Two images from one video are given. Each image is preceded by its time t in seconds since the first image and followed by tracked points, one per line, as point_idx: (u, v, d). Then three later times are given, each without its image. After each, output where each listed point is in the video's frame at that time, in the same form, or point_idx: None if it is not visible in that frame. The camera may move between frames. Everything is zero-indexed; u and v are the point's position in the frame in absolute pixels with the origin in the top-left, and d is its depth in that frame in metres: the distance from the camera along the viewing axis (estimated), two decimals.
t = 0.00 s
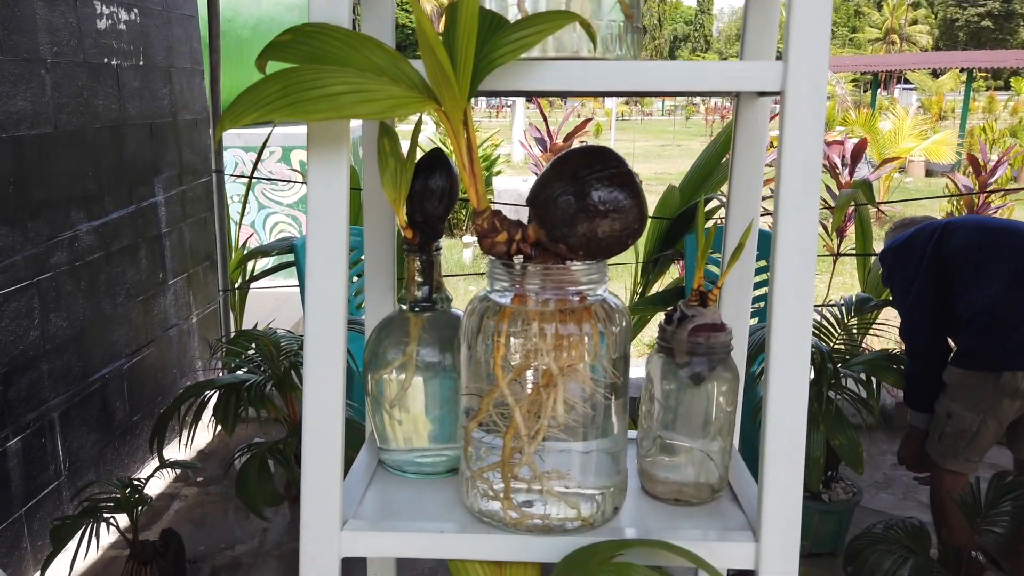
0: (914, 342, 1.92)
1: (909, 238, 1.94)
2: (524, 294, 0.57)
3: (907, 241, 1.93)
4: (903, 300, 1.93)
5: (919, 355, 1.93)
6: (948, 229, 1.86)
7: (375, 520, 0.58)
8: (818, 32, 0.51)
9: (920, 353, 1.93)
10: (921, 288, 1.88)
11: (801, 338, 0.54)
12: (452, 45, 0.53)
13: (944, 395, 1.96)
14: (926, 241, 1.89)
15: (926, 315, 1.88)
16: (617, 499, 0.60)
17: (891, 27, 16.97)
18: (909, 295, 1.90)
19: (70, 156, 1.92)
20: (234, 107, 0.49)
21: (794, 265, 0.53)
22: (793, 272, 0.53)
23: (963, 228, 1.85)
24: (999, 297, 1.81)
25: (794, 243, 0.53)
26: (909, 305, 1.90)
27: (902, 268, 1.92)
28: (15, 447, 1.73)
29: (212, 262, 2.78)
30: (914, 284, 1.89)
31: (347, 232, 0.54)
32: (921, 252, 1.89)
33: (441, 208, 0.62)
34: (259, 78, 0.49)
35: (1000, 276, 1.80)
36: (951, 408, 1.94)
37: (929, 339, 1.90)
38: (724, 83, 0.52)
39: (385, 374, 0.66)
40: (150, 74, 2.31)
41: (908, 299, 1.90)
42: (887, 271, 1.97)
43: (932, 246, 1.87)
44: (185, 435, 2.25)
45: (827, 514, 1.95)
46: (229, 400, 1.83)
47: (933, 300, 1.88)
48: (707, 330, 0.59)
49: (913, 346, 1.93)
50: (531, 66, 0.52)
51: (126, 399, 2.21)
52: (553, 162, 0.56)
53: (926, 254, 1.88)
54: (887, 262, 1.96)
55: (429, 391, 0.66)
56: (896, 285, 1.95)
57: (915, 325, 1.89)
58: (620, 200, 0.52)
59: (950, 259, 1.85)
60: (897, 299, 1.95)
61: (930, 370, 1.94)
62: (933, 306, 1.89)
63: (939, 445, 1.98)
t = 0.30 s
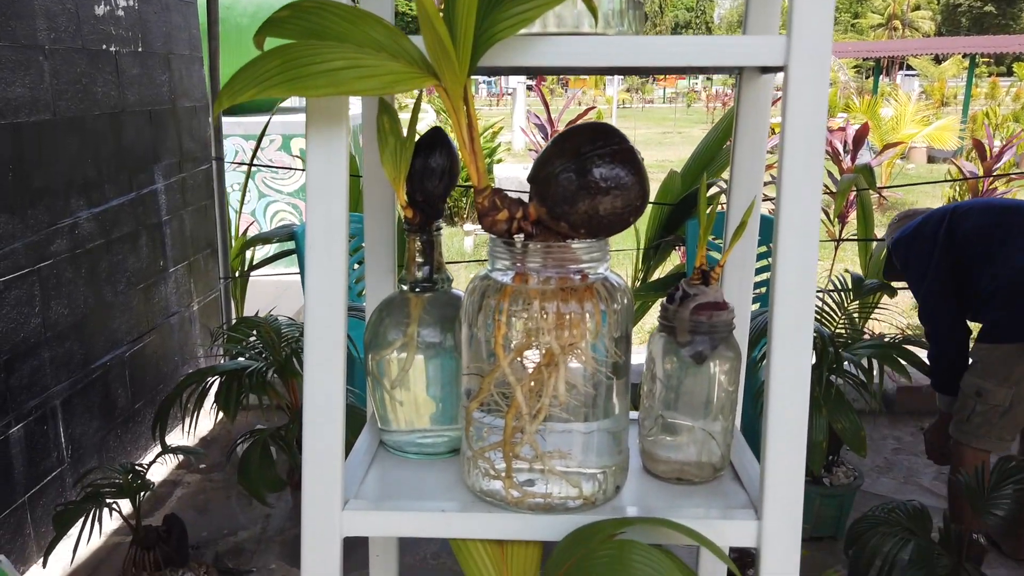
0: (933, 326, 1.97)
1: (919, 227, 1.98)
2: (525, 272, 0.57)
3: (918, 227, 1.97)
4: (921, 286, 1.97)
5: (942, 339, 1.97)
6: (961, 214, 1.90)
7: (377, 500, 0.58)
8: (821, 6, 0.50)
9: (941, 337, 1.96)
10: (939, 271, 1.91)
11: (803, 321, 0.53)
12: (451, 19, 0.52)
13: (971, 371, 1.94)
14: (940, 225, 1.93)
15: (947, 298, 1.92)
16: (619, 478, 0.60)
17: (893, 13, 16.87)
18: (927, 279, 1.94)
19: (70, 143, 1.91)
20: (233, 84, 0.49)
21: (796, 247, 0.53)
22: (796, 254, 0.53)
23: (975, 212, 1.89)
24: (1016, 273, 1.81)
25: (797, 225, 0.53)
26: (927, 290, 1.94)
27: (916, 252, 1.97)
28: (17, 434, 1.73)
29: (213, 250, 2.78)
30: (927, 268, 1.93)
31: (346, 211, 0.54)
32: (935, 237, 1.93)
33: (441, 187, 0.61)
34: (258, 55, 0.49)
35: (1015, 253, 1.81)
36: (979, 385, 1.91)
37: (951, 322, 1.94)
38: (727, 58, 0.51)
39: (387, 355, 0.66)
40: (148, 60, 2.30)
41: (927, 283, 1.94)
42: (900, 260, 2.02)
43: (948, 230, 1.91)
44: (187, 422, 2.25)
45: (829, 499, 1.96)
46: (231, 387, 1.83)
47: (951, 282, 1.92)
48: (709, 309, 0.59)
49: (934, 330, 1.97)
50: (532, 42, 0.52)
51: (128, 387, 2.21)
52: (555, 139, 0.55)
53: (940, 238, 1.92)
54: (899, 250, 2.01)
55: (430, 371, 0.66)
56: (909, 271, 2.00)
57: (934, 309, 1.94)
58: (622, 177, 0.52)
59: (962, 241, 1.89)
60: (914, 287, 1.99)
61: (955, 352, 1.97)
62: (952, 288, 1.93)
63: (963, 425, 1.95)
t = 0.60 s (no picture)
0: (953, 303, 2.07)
1: (929, 213, 2.01)
2: (525, 247, 0.56)
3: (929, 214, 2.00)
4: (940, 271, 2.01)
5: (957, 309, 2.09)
6: (969, 198, 1.97)
7: (378, 477, 0.58)
8: None
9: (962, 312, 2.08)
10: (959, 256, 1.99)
11: (806, 300, 0.53)
12: None
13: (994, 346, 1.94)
14: (951, 210, 1.98)
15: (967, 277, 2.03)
16: (621, 454, 0.60)
17: None
18: (947, 265, 2.00)
19: (69, 127, 1.91)
20: (228, 55, 0.48)
21: (799, 226, 0.52)
22: (798, 233, 0.52)
23: (980, 193, 1.97)
24: None
25: (799, 204, 0.52)
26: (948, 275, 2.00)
27: (932, 240, 1.99)
28: (20, 418, 1.74)
29: (214, 235, 2.77)
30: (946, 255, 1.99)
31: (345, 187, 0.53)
32: (950, 224, 1.97)
33: (441, 162, 0.61)
34: (253, 24, 0.48)
35: None
36: (1005, 360, 1.91)
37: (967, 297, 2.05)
38: (730, 30, 0.50)
39: (387, 333, 0.66)
40: (147, 44, 2.28)
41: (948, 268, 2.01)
42: (912, 250, 2.02)
43: (960, 213, 1.97)
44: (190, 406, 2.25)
45: (830, 480, 1.97)
46: (232, 370, 1.83)
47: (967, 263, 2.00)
48: (712, 284, 0.59)
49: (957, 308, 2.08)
50: (531, 12, 0.51)
51: (130, 371, 2.21)
52: (556, 111, 0.55)
53: (954, 224, 1.97)
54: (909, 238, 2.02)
55: (431, 348, 0.66)
56: (922, 259, 2.02)
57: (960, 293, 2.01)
58: (624, 149, 0.51)
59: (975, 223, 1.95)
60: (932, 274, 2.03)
61: (971, 324, 2.09)
62: (969, 269, 2.02)
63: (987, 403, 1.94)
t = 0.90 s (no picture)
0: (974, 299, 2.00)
1: (941, 204, 1.96)
2: (527, 230, 0.56)
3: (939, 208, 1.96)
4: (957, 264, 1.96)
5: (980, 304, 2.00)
6: (978, 187, 1.92)
7: (379, 461, 0.58)
8: None
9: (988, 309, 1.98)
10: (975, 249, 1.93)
11: (809, 287, 0.53)
12: None
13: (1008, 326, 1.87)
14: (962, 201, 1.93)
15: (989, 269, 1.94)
16: (623, 438, 0.60)
17: None
18: (964, 258, 1.95)
19: (68, 114, 1.90)
20: (225, 35, 0.47)
21: (803, 214, 0.52)
22: (803, 219, 0.52)
23: (988, 181, 1.92)
24: None
25: (803, 188, 0.51)
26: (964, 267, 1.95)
27: (945, 235, 1.95)
28: (22, 406, 1.74)
29: (214, 223, 2.77)
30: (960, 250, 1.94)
31: (345, 169, 0.53)
32: (962, 215, 1.92)
33: (442, 145, 0.60)
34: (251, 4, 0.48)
35: None
36: (1021, 339, 1.83)
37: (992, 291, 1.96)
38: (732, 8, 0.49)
39: (389, 318, 0.65)
40: (145, 31, 2.27)
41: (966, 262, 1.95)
42: (927, 246, 1.98)
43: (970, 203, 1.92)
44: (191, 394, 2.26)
45: (832, 466, 1.97)
46: (234, 358, 1.83)
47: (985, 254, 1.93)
48: (714, 267, 0.58)
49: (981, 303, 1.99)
50: None
51: (131, 359, 2.21)
52: (557, 93, 0.54)
53: (965, 215, 1.92)
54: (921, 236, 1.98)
55: (432, 331, 0.66)
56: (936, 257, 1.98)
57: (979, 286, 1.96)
58: (626, 131, 0.51)
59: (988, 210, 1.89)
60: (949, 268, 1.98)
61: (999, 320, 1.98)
62: (990, 260, 1.94)
63: (999, 382, 1.86)
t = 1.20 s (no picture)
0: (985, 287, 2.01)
1: (953, 190, 1.95)
2: (528, 206, 0.56)
3: (950, 199, 1.94)
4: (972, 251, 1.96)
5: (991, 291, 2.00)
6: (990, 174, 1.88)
7: (380, 439, 0.58)
8: None
9: (1000, 295, 1.99)
10: (989, 238, 1.92)
11: (813, 271, 0.52)
12: None
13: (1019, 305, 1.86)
14: (976, 190, 1.90)
15: (1005, 259, 1.93)
16: (624, 416, 0.59)
17: None
18: (980, 247, 1.94)
19: (66, 99, 1.89)
20: (222, 9, 0.47)
21: (807, 197, 0.51)
22: (806, 203, 0.51)
23: (998, 167, 1.88)
24: None
25: (806, 167, 0.51)
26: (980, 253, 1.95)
27: (958, 226, 1.94)
28: (23, 390, 1.74)
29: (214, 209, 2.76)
30: (973, 238, 1.94)
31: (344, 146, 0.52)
32: (974, 205, 1.91)
33: (441, 122, 0.60)
34: None
35: None
36: None
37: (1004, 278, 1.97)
38: None
39: (389, 297, 0.65)
40: (142, 14, 2.25)
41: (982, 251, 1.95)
42: (940, 234, 1.98)
43: (984, 193, 1.89)
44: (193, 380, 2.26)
45: (834, 449, 1.98)
46: (235, 343, 1.83)
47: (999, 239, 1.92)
48: (717, 244, 0.58)
49: (997, 289, 1.99)
50: None
51: (132, 345, 2.21)
52: (558, 68, 0.53)
53: (978, 204, 1.90)
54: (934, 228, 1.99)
55: (433, 310, 0.66)
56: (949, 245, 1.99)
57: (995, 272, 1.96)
58: (628, 106, 0.50)
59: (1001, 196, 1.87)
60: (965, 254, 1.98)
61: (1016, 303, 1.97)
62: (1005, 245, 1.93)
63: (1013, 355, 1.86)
